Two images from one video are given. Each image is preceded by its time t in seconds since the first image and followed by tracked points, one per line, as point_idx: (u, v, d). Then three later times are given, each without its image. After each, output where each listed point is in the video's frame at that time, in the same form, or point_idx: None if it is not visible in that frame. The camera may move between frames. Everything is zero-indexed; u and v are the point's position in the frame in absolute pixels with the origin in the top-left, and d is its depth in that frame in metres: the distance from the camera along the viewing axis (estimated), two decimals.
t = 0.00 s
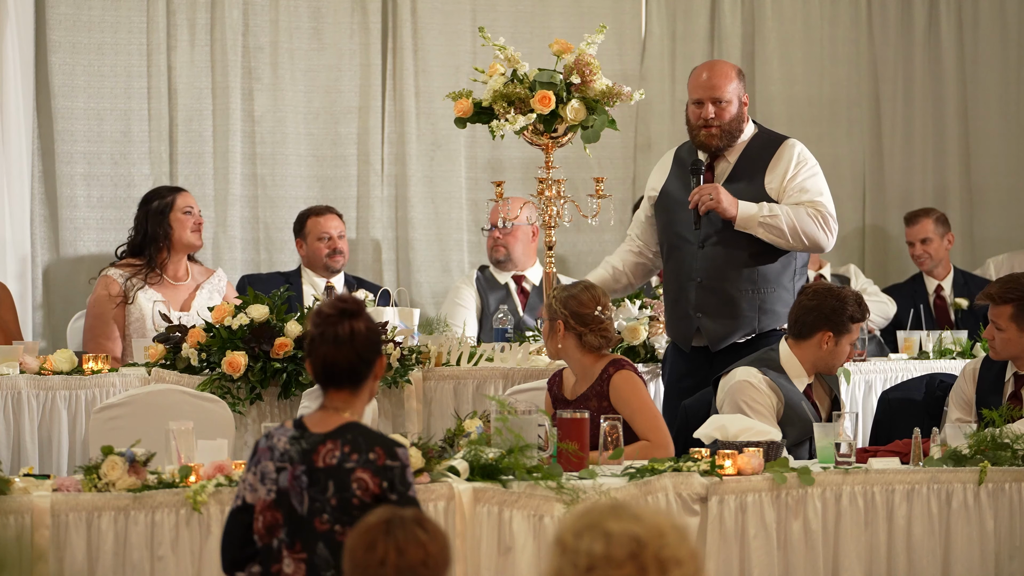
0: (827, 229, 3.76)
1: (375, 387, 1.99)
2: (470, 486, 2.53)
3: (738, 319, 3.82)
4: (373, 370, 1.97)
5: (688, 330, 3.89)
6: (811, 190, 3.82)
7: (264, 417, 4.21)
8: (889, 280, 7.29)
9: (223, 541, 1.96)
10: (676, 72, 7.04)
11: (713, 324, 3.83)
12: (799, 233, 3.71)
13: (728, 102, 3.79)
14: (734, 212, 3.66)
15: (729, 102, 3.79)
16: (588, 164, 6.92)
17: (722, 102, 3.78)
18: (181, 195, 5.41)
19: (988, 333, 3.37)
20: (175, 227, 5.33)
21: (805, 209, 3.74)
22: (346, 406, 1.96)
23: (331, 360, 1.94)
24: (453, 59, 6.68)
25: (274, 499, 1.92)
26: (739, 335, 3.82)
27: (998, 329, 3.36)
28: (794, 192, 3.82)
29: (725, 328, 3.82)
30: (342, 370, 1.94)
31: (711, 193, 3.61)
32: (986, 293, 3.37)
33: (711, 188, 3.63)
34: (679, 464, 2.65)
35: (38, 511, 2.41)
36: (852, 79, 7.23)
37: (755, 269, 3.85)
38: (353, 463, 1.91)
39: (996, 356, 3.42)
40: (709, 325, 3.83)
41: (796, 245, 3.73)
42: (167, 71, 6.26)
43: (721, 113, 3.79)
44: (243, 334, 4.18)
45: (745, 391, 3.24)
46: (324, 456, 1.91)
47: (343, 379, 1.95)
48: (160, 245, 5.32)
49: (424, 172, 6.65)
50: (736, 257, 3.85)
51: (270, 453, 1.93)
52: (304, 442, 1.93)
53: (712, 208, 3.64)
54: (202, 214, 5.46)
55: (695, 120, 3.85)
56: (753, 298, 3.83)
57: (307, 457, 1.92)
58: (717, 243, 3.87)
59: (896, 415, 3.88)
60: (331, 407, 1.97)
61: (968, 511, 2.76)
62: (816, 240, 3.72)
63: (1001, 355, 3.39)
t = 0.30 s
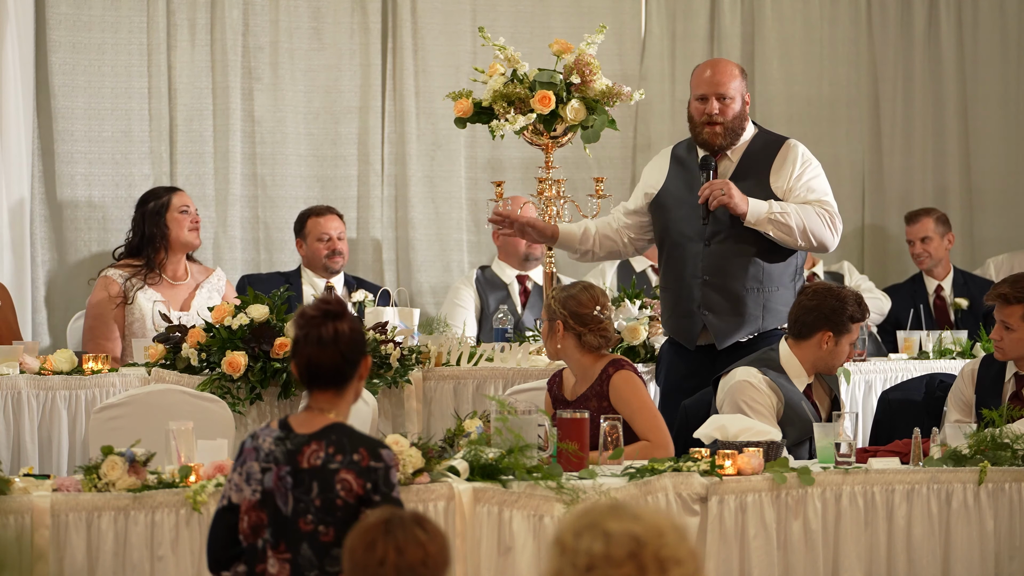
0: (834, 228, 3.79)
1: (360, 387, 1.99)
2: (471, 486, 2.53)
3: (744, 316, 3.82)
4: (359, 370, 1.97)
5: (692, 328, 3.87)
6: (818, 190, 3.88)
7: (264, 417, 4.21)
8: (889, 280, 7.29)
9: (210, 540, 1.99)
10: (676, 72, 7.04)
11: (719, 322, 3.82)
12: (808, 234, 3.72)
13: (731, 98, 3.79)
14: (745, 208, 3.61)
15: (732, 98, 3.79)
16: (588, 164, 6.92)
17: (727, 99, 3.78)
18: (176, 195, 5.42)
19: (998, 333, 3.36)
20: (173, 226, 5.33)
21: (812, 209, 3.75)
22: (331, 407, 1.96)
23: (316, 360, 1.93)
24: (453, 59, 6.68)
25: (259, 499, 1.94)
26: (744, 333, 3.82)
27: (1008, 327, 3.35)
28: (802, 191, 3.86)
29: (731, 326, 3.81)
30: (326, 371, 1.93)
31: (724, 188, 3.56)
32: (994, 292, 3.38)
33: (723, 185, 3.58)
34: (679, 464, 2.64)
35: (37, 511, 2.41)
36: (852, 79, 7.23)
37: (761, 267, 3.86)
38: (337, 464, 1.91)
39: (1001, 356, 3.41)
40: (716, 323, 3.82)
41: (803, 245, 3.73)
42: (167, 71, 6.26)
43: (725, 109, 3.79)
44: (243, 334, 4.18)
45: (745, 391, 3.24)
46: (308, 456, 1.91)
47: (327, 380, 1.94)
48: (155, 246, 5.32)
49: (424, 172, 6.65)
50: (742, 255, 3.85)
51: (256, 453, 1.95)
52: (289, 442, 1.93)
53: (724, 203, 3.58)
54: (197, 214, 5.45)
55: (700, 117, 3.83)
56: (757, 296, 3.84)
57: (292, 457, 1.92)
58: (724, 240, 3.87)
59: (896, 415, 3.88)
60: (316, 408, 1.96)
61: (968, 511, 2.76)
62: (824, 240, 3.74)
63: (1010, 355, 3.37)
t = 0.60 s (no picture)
0: (832, 231, 3.79)
1: (355, 388, 1.99)
2: (470, 486, 2.53)
3: (740, 316, 3.82)
4: (353, 371, 1.97)
5: (688, 326, 3.87)
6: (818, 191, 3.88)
7: (264, 417, 4.21)
8: (889, 280, 7.28)
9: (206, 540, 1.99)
10: (676, 72, 7.04)
11: (714, 321, 3.82)
12: (807, 236, 3.72)
13: (739, 93, 3.81)
14: (745, 208, 3.62)
15: (740, 93, 3.81)
16: (588, 164, 6.92)
17: (735, 92, 3.80)
18: (178, 196, 5.38)
19: (1001, 333, 3.37)
20: (174, 227, 5.31)
21: (812, 211, 3.76)
22: (324, 407, 1.96)
23: (308, 361, 1.93)
24: (453, 59, 6.68)
25: (252, 499, 1.94)
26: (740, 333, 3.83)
27: (1012, 327, 3.35)
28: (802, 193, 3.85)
29: (727, 325, 3.81)
30: (319, 372, 1.94)
31: (725, 185, 3.59)
32: (995, 292, 3.40)
33: (724, 182, 3.61)
34: (678, 464, 2.64)
35: (37, 511, 2.41)
36: (852, 79, 7.23)
37: (759, 268, 3.87)
38: (329, 464, 1.91)
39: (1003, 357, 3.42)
40: (712, 322, 3.82)
41: (803, 246, 3.74)
42: (167, 71, 6.26)
43: (732, 102, 3.80)
44: (243, 334, 4.18)
45: (745, 391, 3.25)
46: (300, 457, 1.92)
47: (320, 380, 1.94)
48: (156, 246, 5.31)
49: (424, 172, 6.65)
50: (740, 254, 3.85)
51: (250, 453, 1.94)
52: (282, 442, 1.93)
53: (724, 201, 3.62)
54: (198, 214, 5.42)
55: (707, 108, 3.84)
56: (754, 296, 3.85)
57: (285, 457, 1.92)
58: (722, 239, 3.86)
59: (896, 415, 3.88)
60: (310, 408, 1.97)
61: (968, 511, 2.76)
62: (823, 242, 3.74)
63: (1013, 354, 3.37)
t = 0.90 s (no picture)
0: (830, 231, 3.79)
1: (360, 386, 1.98)
2: (470, 486, 2.53)
3: (733, 312, 3.82)
4: (357, 370, 1.96)
5: (682, 322, 3.87)
6: (817, 190, 3.86)
7: (264, 417, 4.21)
8: (889, 280, 7.27)
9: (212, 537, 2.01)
10: (676, 72, 7.04)
11: (708, 316, 3.82)
12: (804, 233, 3.72)
13: (742, 92, 3.82)
14: (742, 204, 3.65)
15: (744, 93, 3.83)
16: (588, 164, 6.91)
17: (738, 90, 3.81)
18: (170, 196, 5.35)
19: (1002, 333, 3.36)
20: (165, 230, 5.29)
21: (810, 210, 3.75)
22: (329, 406, 1.95)
23: (310, 359, 1.92)
24: (453, 59, 6.68)
25: (257, 497, 1.95)
26: (736, 330, 3.81)
27: (1014, 326, 3.35)
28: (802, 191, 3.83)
29: (721, 321, 3.81)
30: (322, 371, 1.92)
31: (723, 180, 3.62)
32: (995, 293, 3.41)
33: (722, 176, 3.64)
34: (678, 464, 2.64)
35: (37, 511, 2.41)
36: (852, 79, 7.23)
37: (755, 266, 3.86)
38: (331, 463, 1.91)
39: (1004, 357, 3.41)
40: (705, 318, 3.82)
41: (799, 245, 3.73)
42: (167, 71, 6.26)
43: (735, 101, 3.81)
44: (243, 334, 4.18)
45: (745, 391, 3.24)
46: (303, 455, 1.91)
47: (323, 378, 1.93)
48: (154, 250, 5.32)
49: (424, 172, 6.65)
50: (735, 251, 3.85)
51: (254, 452, 1.96)
52: (286, 441, 1.93)
53: (722, 195, 3.64)
54: (191, 213, 5.38)
55: (713, 100, 3.83)
56: (749, 293, 3.84)
57: (288, 455, 1.92)
58: (719, 236, 3.87)
59: (896, 414, 3.88)
60: (315, 406, 1.96)
61: (968, 511, 2.76)
62: (820, 241, 3.74)
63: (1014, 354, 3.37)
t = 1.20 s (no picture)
0: (825, 228, 3.75)
1: (375, 385, 1.98)
2: (470, 486, 2.53)
3: (728, 311, 3.82)
4: (371, 368, 1.96)
5: (677, 320, 3.89)
6: (812, 188, 3.83)
7: (264, 417, 4.21)
8: (889, 280, 7.28)
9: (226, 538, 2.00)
10: (676, 72, 7.04)
11: (702, 315, 3.83)
12: (798, 229, 3.69)
13: (735, 92, 3.81)
14: (734, 201, 3.66)
15: (738, 93, 3.83)
16: (588, 164, 6.91)
17: (731, 89, 3.81)
18: (161, 198, 5.32)
19: (1003, 333, 3.36)
20: (157, 234, 5.28)
21: (804, 207, 3.73)
22: (344, 404, 1.95)
23: (325, 357, 1.93)
24: (453, 60, 6.69)
25: (272, 496, 1.94)
26: (729, 329, 3.82)
27: (1015, 326, 3.35)
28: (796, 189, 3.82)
29: (714, 320, 3.81)
30: (337, 369, 1.93)
31: (714, 178, 3.62)
32: (996, 293, 3.41)
33: (714, 174, 3.64)
34: (678, 464, 2.64)
35: (37, 511, 2.41)
36: (853, 79, 7.23)
37: (750, 264, 3.85)
38: (346, 461, 1.91)
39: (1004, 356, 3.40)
40: (699, 316, 3.83)
41: (793, 241, 3.71)
42: (167, 71, 6.26)
43: (729, 101, 3.81)
44: (243, 334, 4.18)
45: (745, 391, 3.24)
46: (319, 453, 1.91)
47: (338, 377, 1.94)
48: (148, 254, 5.30)
49: (423, 172, 6.65)
50: (730, 250, 3.85)
51: (270, 451, 1.96)
52: (302, 439, 1.94)
53: (713, 193, 3.65)
54: (184, 214, 5.35)
55: (707, 101, 3.83)
56: (744, 292, 3.83)
57: (304, 454, 1.92)
58: (714, 234, 3.86)
59: (895, 414, 3.88)
60: (329, 405, 1.96)
61: (968, 511, 2.76)
62: (814, 237, 3.71)
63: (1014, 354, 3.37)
